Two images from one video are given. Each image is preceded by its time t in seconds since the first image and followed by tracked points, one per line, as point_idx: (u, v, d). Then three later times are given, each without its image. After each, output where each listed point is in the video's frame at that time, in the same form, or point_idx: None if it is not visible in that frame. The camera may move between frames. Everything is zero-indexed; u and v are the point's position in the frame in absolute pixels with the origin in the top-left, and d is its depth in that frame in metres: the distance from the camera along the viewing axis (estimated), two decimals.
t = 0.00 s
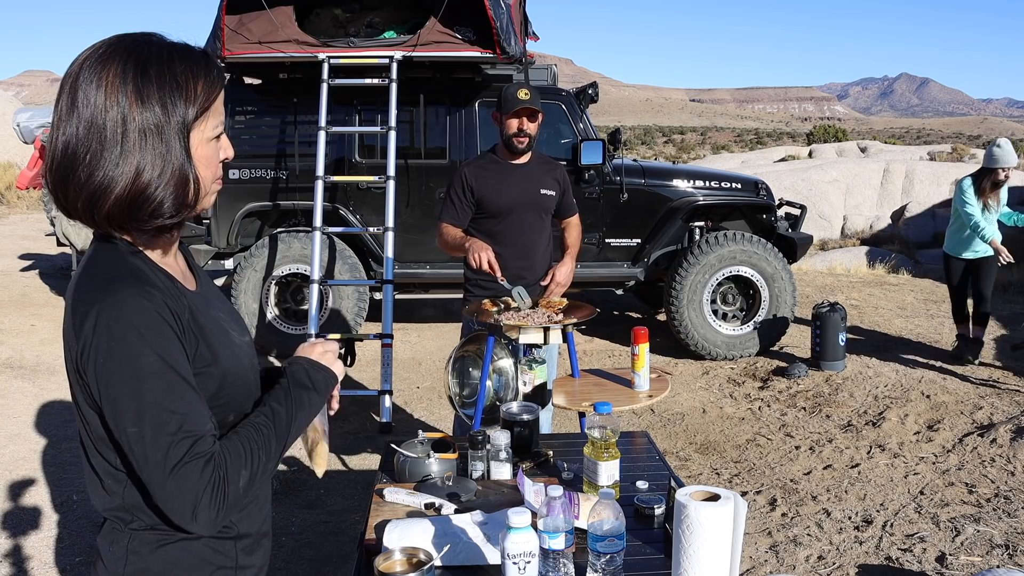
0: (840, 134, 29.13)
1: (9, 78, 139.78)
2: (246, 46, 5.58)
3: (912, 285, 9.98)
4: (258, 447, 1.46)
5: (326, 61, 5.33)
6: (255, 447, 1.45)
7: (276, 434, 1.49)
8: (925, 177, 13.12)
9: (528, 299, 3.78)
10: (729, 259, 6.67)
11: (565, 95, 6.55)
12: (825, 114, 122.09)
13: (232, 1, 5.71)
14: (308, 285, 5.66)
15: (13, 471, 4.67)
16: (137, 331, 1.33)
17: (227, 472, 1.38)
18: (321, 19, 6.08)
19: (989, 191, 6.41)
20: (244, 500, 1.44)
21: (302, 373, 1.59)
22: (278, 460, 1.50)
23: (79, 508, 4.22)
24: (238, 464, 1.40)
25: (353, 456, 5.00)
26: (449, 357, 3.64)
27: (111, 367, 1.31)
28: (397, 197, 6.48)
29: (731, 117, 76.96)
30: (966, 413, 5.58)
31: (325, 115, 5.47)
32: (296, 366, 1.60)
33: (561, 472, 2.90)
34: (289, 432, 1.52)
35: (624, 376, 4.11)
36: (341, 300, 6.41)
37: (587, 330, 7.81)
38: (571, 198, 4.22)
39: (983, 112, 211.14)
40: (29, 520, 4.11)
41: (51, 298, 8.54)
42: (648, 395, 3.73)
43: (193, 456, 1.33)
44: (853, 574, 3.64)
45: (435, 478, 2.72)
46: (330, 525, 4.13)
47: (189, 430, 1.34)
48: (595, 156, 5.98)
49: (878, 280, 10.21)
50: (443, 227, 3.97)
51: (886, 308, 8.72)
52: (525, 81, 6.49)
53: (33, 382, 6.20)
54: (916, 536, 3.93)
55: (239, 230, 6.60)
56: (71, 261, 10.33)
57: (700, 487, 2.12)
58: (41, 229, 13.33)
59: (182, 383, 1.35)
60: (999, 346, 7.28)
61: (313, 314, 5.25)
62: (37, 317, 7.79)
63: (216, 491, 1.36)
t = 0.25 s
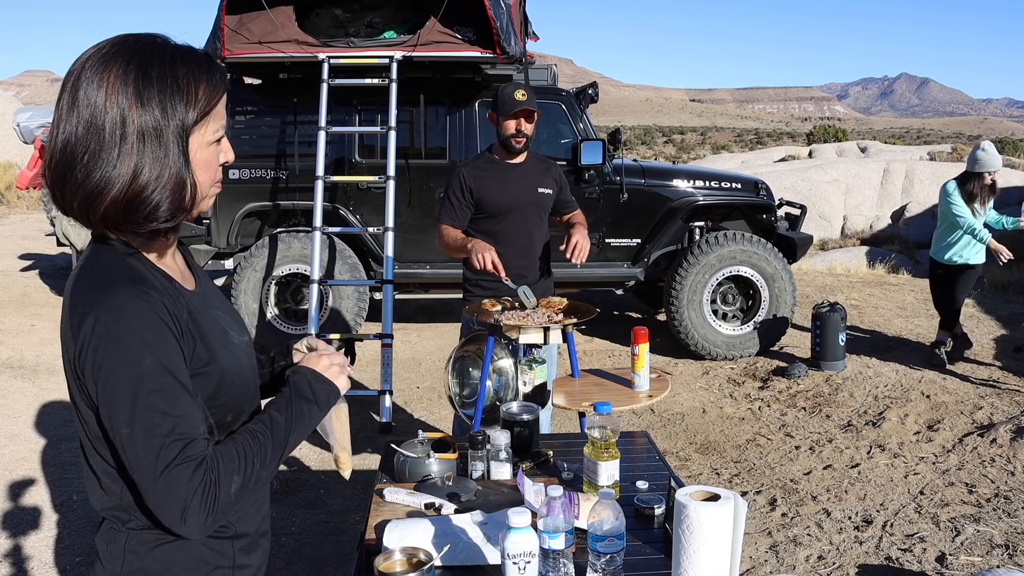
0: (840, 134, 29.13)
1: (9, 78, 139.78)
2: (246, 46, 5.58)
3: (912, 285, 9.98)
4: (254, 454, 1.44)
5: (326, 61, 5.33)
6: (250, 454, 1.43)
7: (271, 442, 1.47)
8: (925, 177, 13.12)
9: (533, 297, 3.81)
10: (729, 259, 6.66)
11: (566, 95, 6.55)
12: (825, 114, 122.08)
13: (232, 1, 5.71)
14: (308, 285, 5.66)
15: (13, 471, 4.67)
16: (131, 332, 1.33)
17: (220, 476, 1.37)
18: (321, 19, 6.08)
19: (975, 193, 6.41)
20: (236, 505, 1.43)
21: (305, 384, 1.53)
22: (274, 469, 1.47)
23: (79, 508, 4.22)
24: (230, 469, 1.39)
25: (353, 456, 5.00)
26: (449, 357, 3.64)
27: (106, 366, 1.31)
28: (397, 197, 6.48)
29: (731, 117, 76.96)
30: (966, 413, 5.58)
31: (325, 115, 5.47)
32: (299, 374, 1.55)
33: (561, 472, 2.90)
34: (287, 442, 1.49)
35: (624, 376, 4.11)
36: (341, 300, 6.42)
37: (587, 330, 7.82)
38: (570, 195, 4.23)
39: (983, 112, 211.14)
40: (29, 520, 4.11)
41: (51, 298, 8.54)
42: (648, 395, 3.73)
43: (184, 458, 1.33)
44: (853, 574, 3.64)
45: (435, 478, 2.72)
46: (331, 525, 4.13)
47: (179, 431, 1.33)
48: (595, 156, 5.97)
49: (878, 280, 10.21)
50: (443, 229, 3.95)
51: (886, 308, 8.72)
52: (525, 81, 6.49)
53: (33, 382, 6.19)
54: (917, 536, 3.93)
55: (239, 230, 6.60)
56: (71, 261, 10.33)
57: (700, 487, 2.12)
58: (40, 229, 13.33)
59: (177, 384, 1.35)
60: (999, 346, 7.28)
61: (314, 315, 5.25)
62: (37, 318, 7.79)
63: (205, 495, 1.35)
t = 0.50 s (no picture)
0: (840, 134, 29.14)
1: (9, 78, 139.80)
2: (246, 46, 5.58)
3: (912, 285, 9.98)
4: (241, 467, 1.41)
5: (326, 61, 5.33)
6: (238, 467, 1.40)
7: (261, 456, 1.44)
8: (925, 177, 13.11)
9: (538, 295, 3.81)
10: (729, 259, 6.66)
11: (566, 96, 6.55)
12: (825, 114, 122.07)
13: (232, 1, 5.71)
14: (308, 285, 5.66)
15: (13, 471, 4.67)
16: (124, 334, 1.33)
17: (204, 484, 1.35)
18: (321, 19, 6.08)
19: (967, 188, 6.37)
20: (217, 516, 1.40)
21: (306, 407, 1.51)
22: (262, 484, 1.44)
23: (79, 508, 4.22)
24: (212, 479, 1.36)
25: (353, 456, 5.00)
26: (449, 357, 3.64)
27: (98, 366, 1.30)
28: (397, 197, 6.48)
29: (731, 117, 76.96)
30: (966, 413, 5.58)
31: (325, 115, 5.47)
32: (301, 398, 1.53)
33: (561, 472, 2.90)
34: (278, 459, 1.46)
35: (623, 376, 4.11)
36: (341, 300, 6.42)
37: (587, 330, 7.82)
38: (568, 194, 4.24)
39: (983, 112, 211.16)
40: (29, 520, 4.11)
41: (51, 298, 8.54)
42: (648, 395, 3.73)
43: (167, 463, 1.31)
44: (853, 574, 3.64)
45: (435, 478, 2.72)
46: (330, 525, 4.13)
47: (165, 436, 1.31)
48: (595, 156, 5.85)
49: (878, 280, 10.21)
50: (443, 229, 3.93)
51: (886, 308, 8.72)
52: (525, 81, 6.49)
53: (33, 382, 6.19)
54: (917, 536, 3.93)
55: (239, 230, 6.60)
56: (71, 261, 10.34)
57: (700, 487, 2.12)
58: (40, 229, 13.33)
59: (168, 387, 1.34)
60: (999, 346, 7.28)
61: (314, 315, 5.25)
62: (37, 318, 7.79)
63: (185, 501, 1.32)
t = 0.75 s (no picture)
0: (840, 134, 29.15)
1: (9, 78, 139.77)
2: (246, 46, 5.58)
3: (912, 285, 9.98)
4: (223, 480, 1.37)
5: (326, 61, 5.34)
6: (217, 481, 1.37)
7: (245, 472, 1.40)
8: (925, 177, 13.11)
9: (534, 297, 3.78)
10: (729, 260, 6.67)
11: (566, 95, 6.55)
12: (824, 114, 122.06)
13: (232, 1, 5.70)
14: (308, 285, 5.66)
15: (13, 471, 4.67)
16: (114, 332, 1.32)
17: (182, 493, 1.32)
18: (321, 19, 6.08)
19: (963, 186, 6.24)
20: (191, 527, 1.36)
21: (299, 430, 1.49)
22: (243, 500, 1.40)
23: (79, 508, 4.22)
24: (188, 488, 1.32)
25: (353, 456, 5.00)
26: (449, 357, 3.64)
27: (89, 360, 1.30)
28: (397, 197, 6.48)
29: (731, 118, 76.96)
30: (966, 413, 5.58)
31: (325, 115, 5.47)
32: (296, 419, 1.50)
33: (561, 472, 2.90)
34: (262, 477, 1.42)
35: (624, 376, 4.11)
36: (341, 300, 6.42)
37: (587, 330, 7.82)
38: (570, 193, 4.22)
39: (983, 113, 211.15)
40: (29, 520, 4.11)
41: (51, 298, 8.54)
42: (648, 395, 3.73)
43: (143, 468, 1.28)
44: (853, 573, 3.64)
45: (435, 478, 2.72)
46: (331, 525, 4.13)
47: (144, 440, 1.29)
48: (595, 156, 5.53)
49: (878, 280, 10.21)
50: (442, 229, 3.94)
51: (886, 308, 8.72)
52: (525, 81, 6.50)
53: (33, 382, 6.19)
54: (917, 536, 3.93)
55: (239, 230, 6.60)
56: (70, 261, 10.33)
57: (700, 487, 2.12)
58: (41, 229, 13.32)
59: (155, 390, 1.32)
60: (999, 346, 7.28)
61: (314, 314, 5.25)
62: (37, 318, 7.79)
63: (157, 507, 1.29)
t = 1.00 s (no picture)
0: (840, 134, 29.14)
1: (9, 78, 139.76)
2: (246, 46, 5.58)
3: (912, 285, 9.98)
4: (206, 485, 1.36)
5: (326, 61, 5.34)
6: (200, 485, 1.35)
7: (231, 477, 1.39)
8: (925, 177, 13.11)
9: (534, 296, 3.78)
10: (729, 259, 6.66)
11: (565, 95, 6.55)
12: (824, 114, 122.06)
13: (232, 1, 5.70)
14: (308, 284, 5.65)
15: (13, 471, 4.67)
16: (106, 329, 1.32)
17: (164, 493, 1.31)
18: (321, 19, 6.08)
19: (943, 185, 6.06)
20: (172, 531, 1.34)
21: (292, 438, 1.47)
22: (226, 507, 1.38)
23: (79, 508, 4.22)
24: (170, 492, 1.31)
25: (353, 456, 5.00)
26: (449, 357, 3.64)
27: (81, 354, 1.30)
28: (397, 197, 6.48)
29: (731, 118, 76.95)
30: (966, 413, 5.58)
31: (325, 115, 5.47)
32: (289, 427, 1.49)
33: (561, 472, 2.90)
34: (249, 484, 1.40)
35: (624, 376, 4.10)
36: (341, 300, 6.42)
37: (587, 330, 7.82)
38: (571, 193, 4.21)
39: (983, 113, 211.16)
40: (29, 520, 4.11)
41: (51, 298, 8.54)
42: (648, 395, 3.73)
43: (125, 467, 1.27)
44: (853, 574, 3.64)
45: (435, 478, 2.72)
46: (331, 525, 4.13)
47: (129, 440, 1.28)
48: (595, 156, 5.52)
49: (878, 280, 10.21)
50: (442, 229, 3.95)
51: (886, 308, 8.72)
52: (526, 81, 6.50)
53: (33, 382, 6.19)
54: (916, 536, 3.93)
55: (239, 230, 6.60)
56: (70, 261, 10.33)
57: (700, 487, 2.12)
58: (40, 229, 13.32)
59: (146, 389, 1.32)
60: (999, 346, 7.28)
61: (313, 314, 5.25)
62: (37, 318, 7.79)
63: (137, 508, 1.28)
